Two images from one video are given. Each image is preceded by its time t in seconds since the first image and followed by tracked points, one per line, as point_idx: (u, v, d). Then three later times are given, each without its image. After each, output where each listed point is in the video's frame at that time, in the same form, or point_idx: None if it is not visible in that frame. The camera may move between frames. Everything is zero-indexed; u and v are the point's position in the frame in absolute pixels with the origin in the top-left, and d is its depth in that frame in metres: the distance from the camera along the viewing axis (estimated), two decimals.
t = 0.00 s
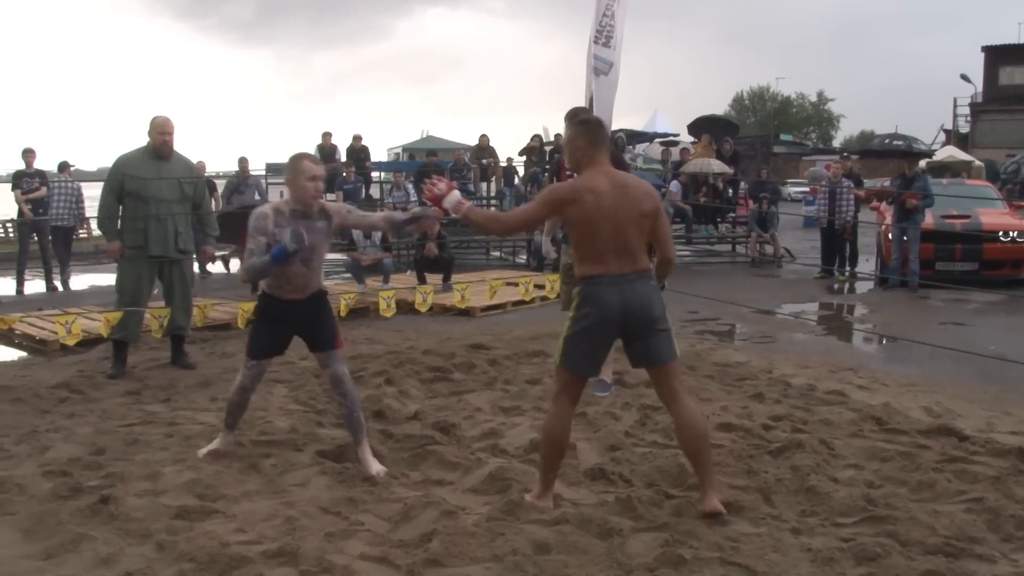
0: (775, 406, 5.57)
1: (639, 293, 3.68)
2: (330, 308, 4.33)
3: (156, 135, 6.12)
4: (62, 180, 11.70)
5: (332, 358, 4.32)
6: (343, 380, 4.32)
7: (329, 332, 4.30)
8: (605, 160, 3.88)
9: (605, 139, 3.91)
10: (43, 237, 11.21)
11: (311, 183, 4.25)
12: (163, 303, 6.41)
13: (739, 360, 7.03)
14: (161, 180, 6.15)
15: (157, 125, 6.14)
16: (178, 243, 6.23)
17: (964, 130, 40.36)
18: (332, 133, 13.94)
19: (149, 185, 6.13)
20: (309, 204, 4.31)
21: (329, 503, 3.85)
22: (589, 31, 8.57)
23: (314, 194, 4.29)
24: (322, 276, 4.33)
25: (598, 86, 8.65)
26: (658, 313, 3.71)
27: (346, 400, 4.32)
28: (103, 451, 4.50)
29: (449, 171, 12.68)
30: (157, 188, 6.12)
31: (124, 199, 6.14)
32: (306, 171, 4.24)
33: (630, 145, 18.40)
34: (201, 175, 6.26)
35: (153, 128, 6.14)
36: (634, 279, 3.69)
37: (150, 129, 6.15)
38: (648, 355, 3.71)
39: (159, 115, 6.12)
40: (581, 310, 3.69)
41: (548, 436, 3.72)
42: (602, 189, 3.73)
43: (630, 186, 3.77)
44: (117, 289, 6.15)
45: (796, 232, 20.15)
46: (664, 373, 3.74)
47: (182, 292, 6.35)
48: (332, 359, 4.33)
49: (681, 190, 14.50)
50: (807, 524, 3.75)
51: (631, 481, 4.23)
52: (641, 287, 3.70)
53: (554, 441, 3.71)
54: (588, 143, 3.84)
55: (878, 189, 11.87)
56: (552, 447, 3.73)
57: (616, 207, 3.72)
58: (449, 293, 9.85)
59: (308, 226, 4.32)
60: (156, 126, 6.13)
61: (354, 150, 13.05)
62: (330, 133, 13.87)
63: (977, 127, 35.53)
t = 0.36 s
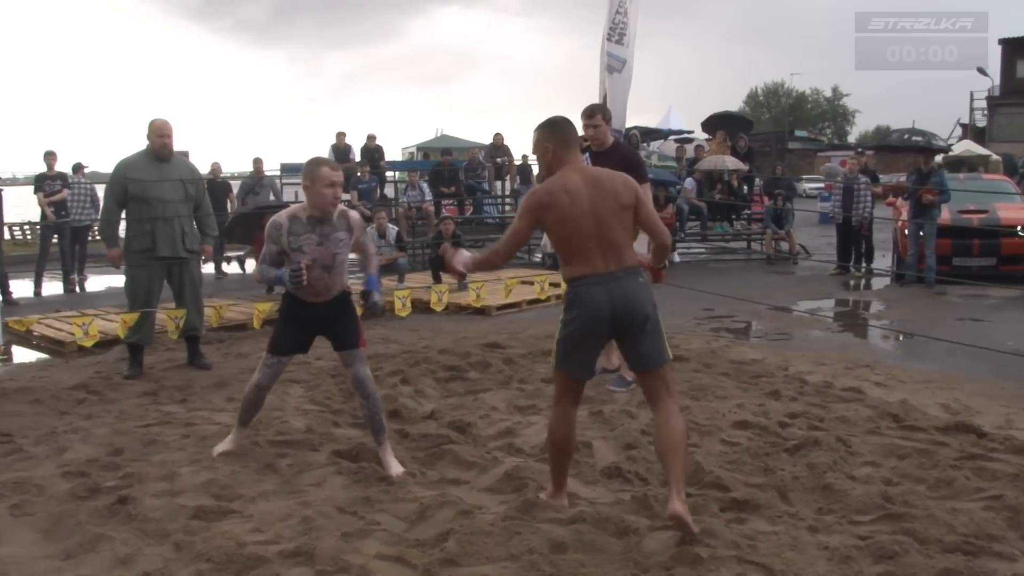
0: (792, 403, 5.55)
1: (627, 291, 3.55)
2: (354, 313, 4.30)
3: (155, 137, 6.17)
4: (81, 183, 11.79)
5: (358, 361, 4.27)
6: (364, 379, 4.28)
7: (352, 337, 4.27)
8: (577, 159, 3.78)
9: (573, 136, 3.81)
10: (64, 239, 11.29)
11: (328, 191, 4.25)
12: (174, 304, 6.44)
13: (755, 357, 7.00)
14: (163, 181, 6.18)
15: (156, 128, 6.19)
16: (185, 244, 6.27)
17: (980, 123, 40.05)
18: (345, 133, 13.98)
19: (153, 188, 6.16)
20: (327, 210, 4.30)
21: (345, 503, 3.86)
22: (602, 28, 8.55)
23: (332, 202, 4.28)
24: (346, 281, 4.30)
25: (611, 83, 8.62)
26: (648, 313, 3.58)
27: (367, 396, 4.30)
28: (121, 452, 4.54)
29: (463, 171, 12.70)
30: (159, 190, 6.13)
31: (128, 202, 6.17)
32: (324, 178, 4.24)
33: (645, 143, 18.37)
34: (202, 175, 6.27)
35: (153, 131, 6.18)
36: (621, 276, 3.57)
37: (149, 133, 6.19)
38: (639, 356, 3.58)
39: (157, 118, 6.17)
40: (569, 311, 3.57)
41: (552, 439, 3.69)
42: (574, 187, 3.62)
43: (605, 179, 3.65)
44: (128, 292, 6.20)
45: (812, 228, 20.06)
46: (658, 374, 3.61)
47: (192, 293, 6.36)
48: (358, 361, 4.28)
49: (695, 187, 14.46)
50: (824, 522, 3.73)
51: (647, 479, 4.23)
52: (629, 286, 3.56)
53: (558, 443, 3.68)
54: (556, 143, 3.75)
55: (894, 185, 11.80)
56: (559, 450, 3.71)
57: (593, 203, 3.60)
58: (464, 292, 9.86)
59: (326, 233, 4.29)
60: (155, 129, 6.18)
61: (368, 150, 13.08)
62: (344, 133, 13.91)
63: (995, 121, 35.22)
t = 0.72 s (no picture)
0: (805, 406, 5.52)
1: (656, 317, 3.22)
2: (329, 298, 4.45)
3: (146, 141, 6.16)
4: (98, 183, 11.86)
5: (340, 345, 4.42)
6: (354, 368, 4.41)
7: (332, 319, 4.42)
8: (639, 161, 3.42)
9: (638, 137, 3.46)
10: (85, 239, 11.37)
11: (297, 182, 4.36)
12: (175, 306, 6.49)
13: (768, 359, 6.97)
14: (158, 183, 6.20)
15: (147, 131, 6.18)
16: (181, 246, 6.31)
17: (996, 124, 39.77)
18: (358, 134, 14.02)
19: (149, 190, 6.18)
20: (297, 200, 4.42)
21: (357, 504, 3.87)
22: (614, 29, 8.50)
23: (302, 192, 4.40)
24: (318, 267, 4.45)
25: (624, 84, 8.58)
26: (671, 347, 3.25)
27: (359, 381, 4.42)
28: (135, 452, 4.56)
29: (476, 171, 12.71)
30: (157, 191, 6.19)
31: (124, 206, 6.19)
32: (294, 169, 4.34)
33: (657, 143, 18.33)
34: (198, 175, 6.33)
35: (144, 134, 6.18)
36: (656, 300, 3.24)
37: (141, 135, 6.19)
38: (650, 388, 3.24)
39: (147, 120, 6.16)
40: (587, 321, 3.29)
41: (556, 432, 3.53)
42: (636, 191, 3.26)
43: (668, 195, 3.30)
44: (128, 297, 6.25)
45: (825, 229, 19.97)
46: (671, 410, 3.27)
47: (192, 293, 6.44)
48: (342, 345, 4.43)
49: (708, 188, 14.43)
50: (837, 525, 3.71)
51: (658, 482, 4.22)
52: (658, 312, 3.23)
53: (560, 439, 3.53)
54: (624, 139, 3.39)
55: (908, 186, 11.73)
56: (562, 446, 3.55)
57: (652, 214, 3.25)
58: (476, 292, 9.87)
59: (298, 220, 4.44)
60: (147, 132, 6.18)
61: (381, 150, 13.11)
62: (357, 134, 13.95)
63: (1011, 121, 34.96)
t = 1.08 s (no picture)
0: (808, 402, 5.52)
1: (664, 345, 2.95)
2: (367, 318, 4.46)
3: (139, 141, 6.16)
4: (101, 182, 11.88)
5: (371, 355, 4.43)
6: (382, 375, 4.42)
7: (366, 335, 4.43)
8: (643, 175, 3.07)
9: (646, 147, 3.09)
10: (87, 237, 11.39)
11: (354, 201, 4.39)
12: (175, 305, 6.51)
13: (771, 356, 6.97)
14: (153, 182, 6.20)
15: (139, 130, 6.18)
16: (179, 244, 6.30)
17: (1000, 118, 39.65)
18: (360, 131, 14.02)
19: (145, 190, 6.19)
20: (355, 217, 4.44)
21: (360, 502, 3.87)
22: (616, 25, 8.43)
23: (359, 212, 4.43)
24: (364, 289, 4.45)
25: (626, 81, 8.56)
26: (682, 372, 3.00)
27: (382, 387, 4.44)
28: (139, 450, 4.57)
29: (478, 168, 12.70)
30: (153, 191, 6.20)
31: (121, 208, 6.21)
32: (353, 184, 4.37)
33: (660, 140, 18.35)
34: (193, 172, 6.33)
35: (137, 133, 6.18)
36: (661, 327, 2.96)
37: (134, 135, 6.19)
38: (666, 421, 3.01)
39: (140, 119, 6.17)
40: (592, 362, 2.94)
41: (561, 526, 2.96)
42: (638, 214, 2.92)
43: (673, 216, 2.97)
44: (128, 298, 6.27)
45: (829, 224, 19.94)
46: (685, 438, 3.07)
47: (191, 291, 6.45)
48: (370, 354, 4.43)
49: (711, 183, 14.42)
50: (841, 522, 3.71)
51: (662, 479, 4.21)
52: (665, 337, 2.96)
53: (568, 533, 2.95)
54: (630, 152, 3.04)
55: (912, 181, 11.70)
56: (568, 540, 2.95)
57: (654, 238, 2.93)
58: (479, 289, 9.87)
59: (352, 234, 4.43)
60: (139, 130, 6.18)
61: (384, 147, 13.11)
62: (359, 131, 13.96)
63: (1016, 116, 34.85)
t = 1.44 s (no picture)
0: (809, 395, 5.52)
1: (613, 346, 2.81)
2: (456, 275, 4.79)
3: (152, 129, 6.20)
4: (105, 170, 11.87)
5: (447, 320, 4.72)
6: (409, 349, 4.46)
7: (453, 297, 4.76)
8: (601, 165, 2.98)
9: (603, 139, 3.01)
10: (92, 226, 11.38)
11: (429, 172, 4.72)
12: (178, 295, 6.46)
13: (773, 348, 6.96)
14: (163, 170, 6.22)
15: (153, 118, 6.23)
16: (185, 233, 6.24)
17: (1006, 111, 39.49)
18: (363, 120, 13.99)
19: (154, 178, 6.20)
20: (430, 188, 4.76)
21: (360, 492, 3.88)
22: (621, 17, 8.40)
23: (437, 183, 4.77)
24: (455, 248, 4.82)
25: (630, 72, 8.52)
26: (635, 377, 2.84)
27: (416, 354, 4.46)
28: (140, 440, 4.58)
29: (482, 159, 12.68)
30: (162, 179, 6.21)
31: (131, 194, 6.23)
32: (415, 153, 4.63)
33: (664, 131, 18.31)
34: (203, 162, 6.35)
35: (151, 122, 6.22)
36: (610, 327, 2.82)
37: (148, 124, 6.23)
38: (614, 425, 2.87)
39: (154, 108, 6.21)
40: (535, 353, 2.85)
41: (466, 498, 2.91)
42: (592, 202, 2.83)
43: (629, 205, 2.87)
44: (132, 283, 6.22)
45: (833, 217, 19.91)
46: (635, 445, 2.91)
47: (193, 281, 6.40)
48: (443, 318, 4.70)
49: (714, 175, 14.39)
50: (841, 516, 3.70)
51: (662, 471, 4.21)
52: (618, 340, 2.82)
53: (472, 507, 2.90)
54: (584, 139, 2.93)
55: (916, 174, 11.66)
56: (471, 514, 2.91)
57: (608, 229, 2.82)
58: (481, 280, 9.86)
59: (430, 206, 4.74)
60: (154, 119, 6.22)
61: (387, 137, 13.08)
62: (362, 121, 13.92)
63: (1021, 109, 34.70)
